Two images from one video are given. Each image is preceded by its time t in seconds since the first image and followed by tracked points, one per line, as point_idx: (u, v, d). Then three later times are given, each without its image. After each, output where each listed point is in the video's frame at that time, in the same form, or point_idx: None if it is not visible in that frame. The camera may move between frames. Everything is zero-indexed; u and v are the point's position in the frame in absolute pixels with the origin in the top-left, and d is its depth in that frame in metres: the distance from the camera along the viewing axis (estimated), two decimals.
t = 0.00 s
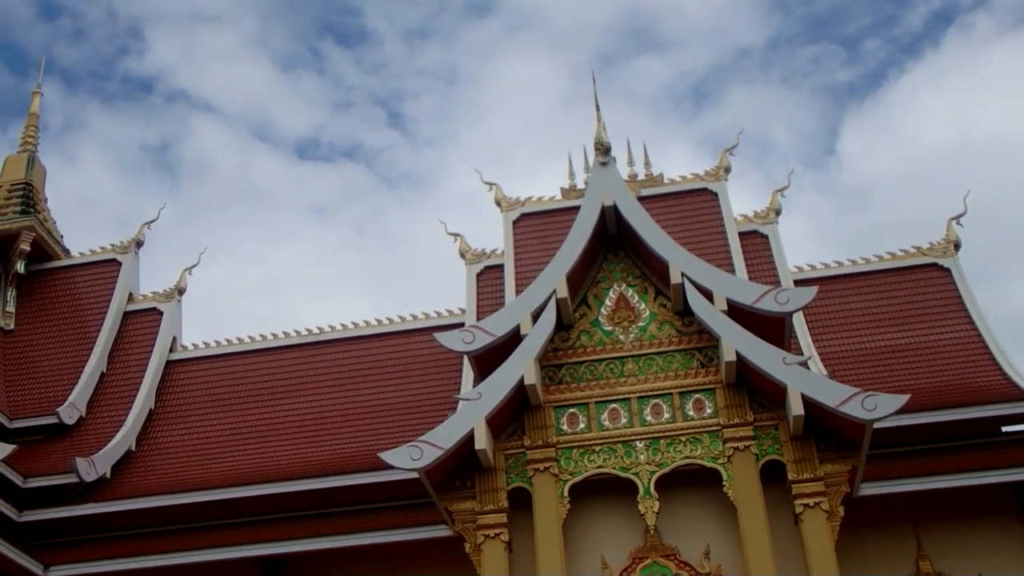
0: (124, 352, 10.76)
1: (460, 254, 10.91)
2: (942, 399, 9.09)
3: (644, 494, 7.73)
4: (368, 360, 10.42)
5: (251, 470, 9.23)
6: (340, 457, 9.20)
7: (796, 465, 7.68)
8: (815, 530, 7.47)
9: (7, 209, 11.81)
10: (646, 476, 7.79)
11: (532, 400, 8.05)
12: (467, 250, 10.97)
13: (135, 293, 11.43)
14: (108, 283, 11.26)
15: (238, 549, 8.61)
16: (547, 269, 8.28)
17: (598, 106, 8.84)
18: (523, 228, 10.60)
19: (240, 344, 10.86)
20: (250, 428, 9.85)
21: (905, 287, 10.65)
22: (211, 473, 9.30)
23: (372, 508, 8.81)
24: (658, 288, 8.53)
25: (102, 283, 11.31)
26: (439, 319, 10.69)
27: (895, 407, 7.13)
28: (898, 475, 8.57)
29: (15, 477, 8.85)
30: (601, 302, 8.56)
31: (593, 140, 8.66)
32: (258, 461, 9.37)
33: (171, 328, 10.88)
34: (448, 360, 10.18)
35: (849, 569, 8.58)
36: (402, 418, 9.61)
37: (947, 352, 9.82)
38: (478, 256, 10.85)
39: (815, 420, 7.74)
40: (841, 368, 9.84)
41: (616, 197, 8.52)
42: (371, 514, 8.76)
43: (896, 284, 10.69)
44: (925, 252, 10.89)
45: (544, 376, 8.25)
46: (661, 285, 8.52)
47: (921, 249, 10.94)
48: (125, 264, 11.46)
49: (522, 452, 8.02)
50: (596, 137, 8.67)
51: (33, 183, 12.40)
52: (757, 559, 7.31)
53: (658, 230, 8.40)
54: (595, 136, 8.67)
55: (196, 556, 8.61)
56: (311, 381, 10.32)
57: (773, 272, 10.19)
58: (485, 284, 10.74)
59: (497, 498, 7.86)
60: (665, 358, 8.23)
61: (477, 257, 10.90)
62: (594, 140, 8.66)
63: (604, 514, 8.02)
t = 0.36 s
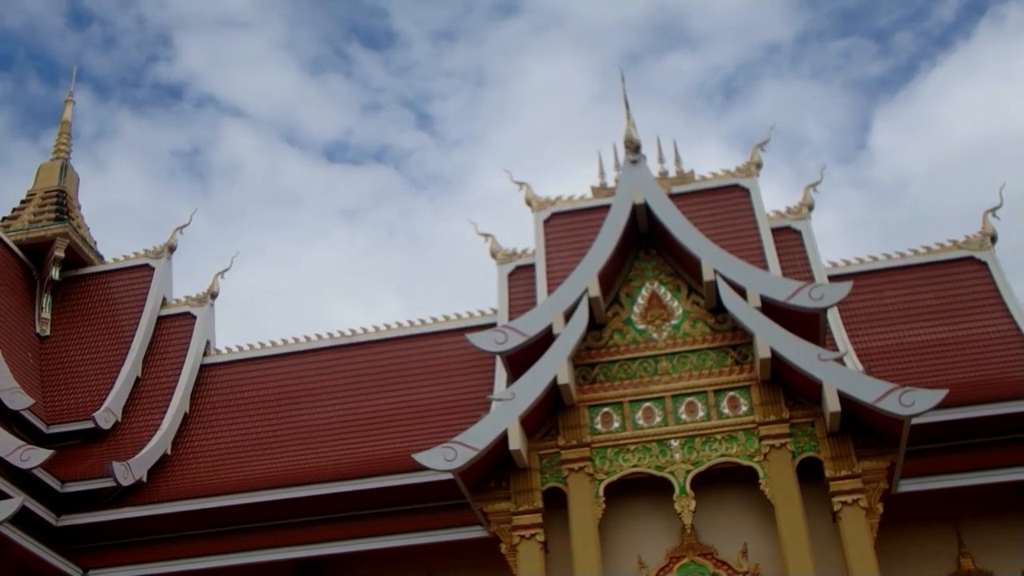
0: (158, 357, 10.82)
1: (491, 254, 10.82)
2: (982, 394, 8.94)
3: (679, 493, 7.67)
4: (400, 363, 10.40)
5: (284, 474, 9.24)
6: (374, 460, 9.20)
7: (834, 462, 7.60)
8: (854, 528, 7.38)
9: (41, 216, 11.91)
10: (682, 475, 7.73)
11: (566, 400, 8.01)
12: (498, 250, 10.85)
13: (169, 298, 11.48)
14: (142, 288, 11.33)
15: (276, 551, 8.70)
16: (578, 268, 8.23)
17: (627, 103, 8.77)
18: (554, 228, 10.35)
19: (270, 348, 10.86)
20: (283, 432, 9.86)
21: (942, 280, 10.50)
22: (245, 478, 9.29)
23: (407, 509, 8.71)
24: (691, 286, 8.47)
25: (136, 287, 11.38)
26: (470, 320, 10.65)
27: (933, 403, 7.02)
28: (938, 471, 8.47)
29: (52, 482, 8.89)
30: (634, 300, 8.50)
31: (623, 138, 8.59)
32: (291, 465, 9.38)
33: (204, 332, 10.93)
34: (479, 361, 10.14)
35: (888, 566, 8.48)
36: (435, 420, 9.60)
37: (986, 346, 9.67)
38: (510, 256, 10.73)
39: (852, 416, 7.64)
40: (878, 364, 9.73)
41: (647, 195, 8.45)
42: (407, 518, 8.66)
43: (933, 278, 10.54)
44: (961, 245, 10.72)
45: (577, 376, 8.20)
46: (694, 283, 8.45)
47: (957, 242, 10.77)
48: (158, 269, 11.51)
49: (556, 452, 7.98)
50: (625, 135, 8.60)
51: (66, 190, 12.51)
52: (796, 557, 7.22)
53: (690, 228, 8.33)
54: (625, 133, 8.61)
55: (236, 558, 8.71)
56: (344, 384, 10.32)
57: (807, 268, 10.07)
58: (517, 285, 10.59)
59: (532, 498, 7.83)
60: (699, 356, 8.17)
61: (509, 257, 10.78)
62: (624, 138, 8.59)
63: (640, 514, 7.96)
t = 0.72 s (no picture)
0: (191, 361, 10.89)
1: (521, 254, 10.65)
2: (1019, 388, 8.81)
3: (713, 492, 7.62)
4: (430, 364, 10.40)
5: (317, 477, 9.27)
6: (407, 462, 9.21)
7: (869, 459, 7.52)
8: (891, 526, 7.29)
9: (73, 223, 12.01)
10: (716, 474, 7.68)
11: (597, 400, 7.97)
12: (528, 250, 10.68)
13: (200, 302, 11.55)
14: (173, 293, 11.41)
15: (309, 554, 8.71)
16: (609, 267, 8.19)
17: (655, 101, 8.71)
18: (583, 229, 10.22)
19: (300, 351, 10.89)
20: (315, 435, 9.90)
21: (977, 275, 10.36)
22: (278, 481, 9.33)
23: (442, 510, 8.72)
24: (722, 284, 8.41)
25: (168, 292, 11.46)
26: (500, 320, 10.63)
27: (970, 398, 6.92)
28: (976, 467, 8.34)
29: (88, 487, 8.96)
30: (665, 299, 8.45)
31: (652, 136, 8.54)
32: (324, 468, 9.40)
33: (236, 336, 10.99)
34: (510, 361, 10.13)
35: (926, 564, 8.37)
36: (467, 421, 9.60)
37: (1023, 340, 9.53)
38: (540, 256, 10.66)
39: (887, 414, 7.56)
40: (913, 360, 9.61)
41: (677, 193, 8.40)
42: (440, 518, 8.67)
43: (968, 272, 10.40)
44: (996, 239, 10.58)
45: (609, 375, 8.16)
46: (725, 280, 8.39)
47: (991, 236, 10.63)
48: (190, 274, 11.58)
49: (589, 452, 7.94)
50: (655, 133, 8.54)
51: (98, 196, 12.60)
52: (832, 556, 7.14)
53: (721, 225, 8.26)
54: (654, 131, 8.55)
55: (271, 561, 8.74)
56: (375, 386, 10.33)
57: (839, 264, 9.97)
58: (547, 284, 10.50)
59: (565, 499, 7.80)
60: (731, 354, 8.11)
61: (538, 257, 10.67)
62: (653, 136, 8.54)
63: (674, 513, 7.91)
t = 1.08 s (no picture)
0: (225, 362, 10.95)
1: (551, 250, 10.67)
2: None
3: (749, 487, 7.56)
4: (463, 361, 10.39)
5: (351, 476, 9.29)
6: (440, 459, 9.22)
7: (906, 452, 7.43)
8: (931, 519, 7.19)
9: (106, 227, 12.11)
10: (752, 468, 7.62)
11: (631, 395, 7.93)
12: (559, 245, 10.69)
13: (233, 303, 11.62)
14: (206, 294, 11.49)
15: (344, 553, 8.72)
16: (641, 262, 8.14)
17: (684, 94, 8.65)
18: (614, 223, 10.15)
19: (331, 351, 10.92)
20: (349, 434, 9.92)
21: (1015, 264, 10.20)
22: (312, 481, 9.36)
23: (477, 507, 8.70)
24: (755, 277, 8.34)
25: (201, 293, 11.54)
26: (532, 317, 10.60)
27: (1009, 389, 6.82)
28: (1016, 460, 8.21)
29: (126, 488, 9.01)
30: (698, 293, 8.39)
31: (683, 130, 8.48)
32: (358, 467, 9.42)
33: (269, 336, 11.05)
34: (542, 358, 10.10)
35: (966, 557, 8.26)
36: (499, 418, 9.60)
37: None
38: (571, 252, 10.60)
39: (925, 405, 7.47)
40: (949, 351, 9.49)
41: (708, 186, 8.33)
42: (473, 515, 8.67)
43: (1006, 262, 10.25)
44: None
45: (642, 370, 8.12)
46: (758, 274, 8.32)
47: None
48: (222, 275, 11.65)
49: (623, 447, 7.90)
50: (685, 127, 8.48)
51: (129, 200, 12.70)
52: (870, 550, 7.07)
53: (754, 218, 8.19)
54: (684, 125, 8.50)
55: (307, 560, 8.76)
56: (408, 384, 10.34)
57: (874, 255, 9.85)
58: (578, 280, 10.44)
59: (600, 495, 7.76)
60: (766, 347, 8.04)
61: (570, 252, 10.63)
62: (683, 130, 8.48)
63: (710, 508, 7.85)
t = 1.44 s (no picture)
0: (264, 364, 11.00)
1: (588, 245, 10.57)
2: None
3: (793, 479, 7.47)
4: (500, 358, 10.37)
5: (390, 475, 9.29)
6: (477, 457, 9.20)
7: (952, 442, 7.29)
8: (979, 510, 7.06)
9: (144, 231, 12.20)
10: (795, 461, 7.52)
11: (671, 389, 7.86)
12: (595, 242, 10.59)
13: (271, 305, 11.66)
14: (243, 296, 11.54)
15: (385, 552, 8.68)
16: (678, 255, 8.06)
17: (719, 84, 8.56)
18: (651, 218, 10.04)
19: (370, 350, 10.93)
20: (387, 433, 9.93)
21: None
22: (352, 480, 9.38)
23: (516, 505, 8.69)
24: (795, 268, 8.23)
25: (238, 296, 11.59)
26: (569, 313, 10.54)
27: None
28: None
29: (169, 490, 9.07)
30: (736, 285, 8.30)
31: (718, 121, 8.40)
32: (398, 465, 9.42)
33: (306, 337, 11.09)
34: (580, 354, 10.05)
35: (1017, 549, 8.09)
36: (537, 415, 9.56)
37: None
38: (608, 247, 10.53)
39: (970, 394, 7.33)
40: (993, 340, 9.32)
41: (745, 178, 8.24)
42: (514, 513, 8.64)
43: None
44: None
45: (682, 364, 8.04)
46: (798, 265, 8.22)
47: None
48: (259, 277, 11.71)
49: (665, 442, 7.83)
50: (720, 119, 8.40)
51: (166, 204, 12.79)
52: (918, 542, 6.95)
53: (792, 208, 8.09)
54: (719, 116, 8.41)
55: (347, 560, 8.71)
56: (446, 383, 10.33)
57: (914, 244, 9.69)
58: (615, 275, 10.36)
59: (642, 490, 7.70)
60: (806, 339, 7.93)
61: (606, 247, 10.56)
62: (718, 121, 8.39)
63: (754, 501, 7.76)
